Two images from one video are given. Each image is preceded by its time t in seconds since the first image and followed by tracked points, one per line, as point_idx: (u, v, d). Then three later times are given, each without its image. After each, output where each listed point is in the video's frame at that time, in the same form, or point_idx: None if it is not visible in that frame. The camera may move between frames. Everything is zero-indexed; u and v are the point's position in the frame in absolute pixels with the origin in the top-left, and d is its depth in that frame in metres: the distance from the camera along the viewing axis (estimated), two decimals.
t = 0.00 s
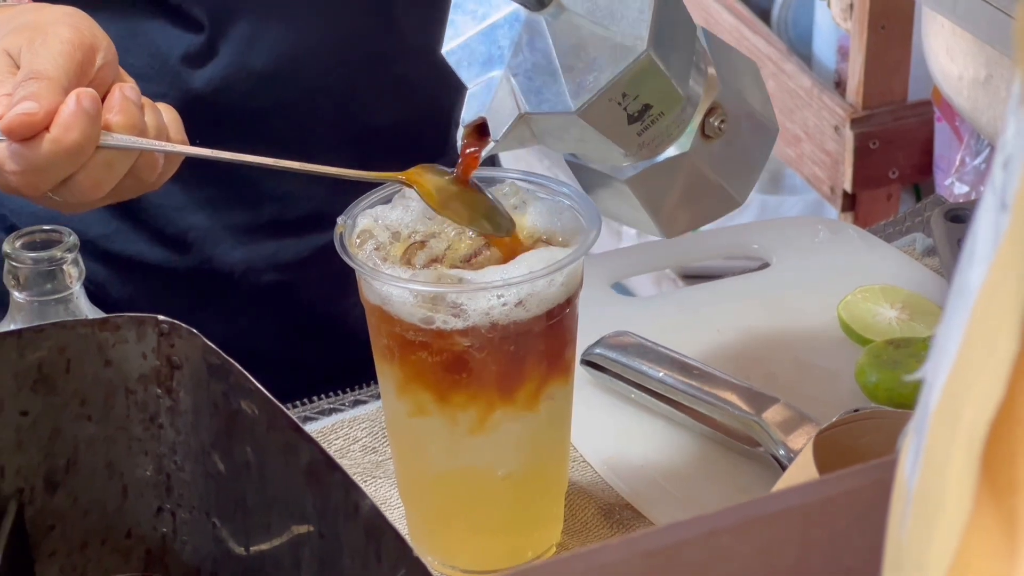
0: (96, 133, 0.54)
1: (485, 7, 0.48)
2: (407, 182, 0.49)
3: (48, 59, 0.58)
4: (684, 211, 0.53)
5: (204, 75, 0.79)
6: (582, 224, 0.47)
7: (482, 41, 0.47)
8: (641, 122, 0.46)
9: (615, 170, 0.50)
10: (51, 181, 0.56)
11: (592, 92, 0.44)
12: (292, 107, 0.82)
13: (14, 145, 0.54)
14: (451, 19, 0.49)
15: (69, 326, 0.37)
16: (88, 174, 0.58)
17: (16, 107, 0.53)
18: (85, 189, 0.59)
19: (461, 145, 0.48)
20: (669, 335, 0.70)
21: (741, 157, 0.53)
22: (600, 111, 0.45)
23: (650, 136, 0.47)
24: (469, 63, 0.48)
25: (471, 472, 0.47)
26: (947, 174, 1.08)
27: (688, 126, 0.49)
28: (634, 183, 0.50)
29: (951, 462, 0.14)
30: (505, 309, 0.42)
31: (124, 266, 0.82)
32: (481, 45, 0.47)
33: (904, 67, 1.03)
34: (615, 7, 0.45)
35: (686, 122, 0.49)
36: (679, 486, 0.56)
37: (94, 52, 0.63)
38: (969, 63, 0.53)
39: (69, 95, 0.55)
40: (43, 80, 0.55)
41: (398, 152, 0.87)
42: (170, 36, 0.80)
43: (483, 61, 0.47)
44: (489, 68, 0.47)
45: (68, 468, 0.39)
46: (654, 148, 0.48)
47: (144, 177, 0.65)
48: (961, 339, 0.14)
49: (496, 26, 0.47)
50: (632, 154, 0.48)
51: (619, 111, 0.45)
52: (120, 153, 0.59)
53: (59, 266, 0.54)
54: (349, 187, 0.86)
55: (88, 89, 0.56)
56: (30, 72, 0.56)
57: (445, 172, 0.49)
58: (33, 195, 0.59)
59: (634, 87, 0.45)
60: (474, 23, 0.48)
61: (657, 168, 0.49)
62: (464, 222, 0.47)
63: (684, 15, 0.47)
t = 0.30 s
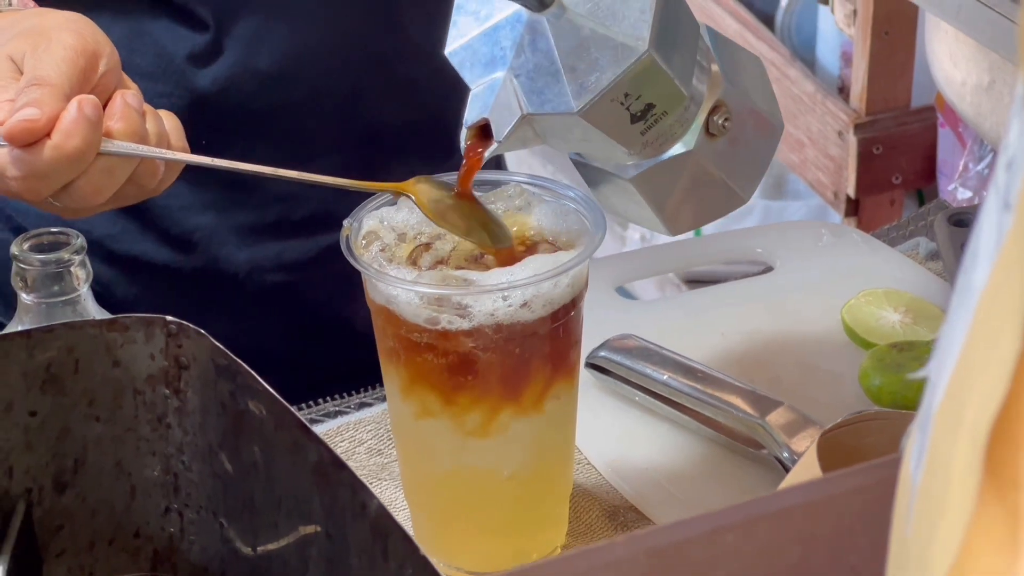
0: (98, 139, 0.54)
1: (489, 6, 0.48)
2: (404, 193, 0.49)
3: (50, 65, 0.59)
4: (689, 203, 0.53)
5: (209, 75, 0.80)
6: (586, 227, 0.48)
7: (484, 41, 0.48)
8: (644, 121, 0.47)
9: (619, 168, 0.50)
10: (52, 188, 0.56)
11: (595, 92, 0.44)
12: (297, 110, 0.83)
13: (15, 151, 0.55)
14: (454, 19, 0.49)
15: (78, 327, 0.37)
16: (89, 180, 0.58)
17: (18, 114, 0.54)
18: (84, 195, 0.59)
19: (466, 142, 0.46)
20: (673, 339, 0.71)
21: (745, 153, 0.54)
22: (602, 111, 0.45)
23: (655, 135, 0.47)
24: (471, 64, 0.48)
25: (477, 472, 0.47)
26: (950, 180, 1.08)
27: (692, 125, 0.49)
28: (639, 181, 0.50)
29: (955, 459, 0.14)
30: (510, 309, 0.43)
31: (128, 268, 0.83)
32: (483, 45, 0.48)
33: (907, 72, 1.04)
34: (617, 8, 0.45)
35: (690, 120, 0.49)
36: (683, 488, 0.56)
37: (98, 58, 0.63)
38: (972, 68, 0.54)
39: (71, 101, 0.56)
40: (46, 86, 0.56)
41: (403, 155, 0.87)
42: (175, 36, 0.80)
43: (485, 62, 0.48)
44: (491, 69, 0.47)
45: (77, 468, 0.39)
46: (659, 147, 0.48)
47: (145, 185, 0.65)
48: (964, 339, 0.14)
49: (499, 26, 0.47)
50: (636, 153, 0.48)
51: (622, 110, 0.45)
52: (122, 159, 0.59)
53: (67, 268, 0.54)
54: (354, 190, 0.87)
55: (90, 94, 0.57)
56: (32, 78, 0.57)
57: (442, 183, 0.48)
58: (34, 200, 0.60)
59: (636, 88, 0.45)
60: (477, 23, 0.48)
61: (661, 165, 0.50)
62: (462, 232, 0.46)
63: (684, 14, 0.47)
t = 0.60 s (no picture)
0: (103, 148, 0.54)
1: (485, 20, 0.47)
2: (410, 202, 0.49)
3: (57, 71, 0.59)
4: (688, 210, 0.53)
5: (212, 82, 0.80)
6: (589, 235, 0.48)
7: (482, 56, 0.47)
8: (643, 135, 0.47)
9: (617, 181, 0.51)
10: (58, 194, 0.57)
11: (594, 108, 0.44)
12: (301, 117, 0.83)
13: (22, 157, 0.55)
14: (454, 34, 0.48)
15: (84, 335, 0.37)
16: (94, 188, 0.59)
17: (24, 121, 0.54)
18: (89, 203, 0.60)
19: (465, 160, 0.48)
20: (676, 347, 0.71)
21: (744, 163, 0.54)
22: (601, 126, 0.45)
23: (653, 148, 0.48)
24: (470, 78, 0.47)
25: (481, 479, 0.47)
26: (952, 188, 1.08)
27: (690, 138, 0.50)
28: (637, 193, 0.50)
29: (958, 463, 0.14)
30: (514, 316, 0.43)
31: (132, 274, 0.83)
32: (482, 60, 0.47)
33: (909, 80, 1.04)
34: (616, 24, 0.45)
35: (688, 134, 0.49)
36: (686, 496, 0.56)
37: (103, 68, 0.64)
38: (974, 77, 0.54)
39: (78, 108, 0.56)
40: (52, 95, 0.56)
41: (406, 162, 0.88)
42: (179, 43, 0.81)
43: (484, 77, 0.47)
44: (489, 85, 0.46)
45: (81, 475, 0.39)
46: (657, 160, 0.49)
47: (149, 193, 0.66)
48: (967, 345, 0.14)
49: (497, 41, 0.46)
50: (634, 165, 0.48)
51: (620, 124, 0.46)
52: (127, 167, 0.59)
53: (72, 276, 0.54)
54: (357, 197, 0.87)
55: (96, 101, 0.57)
56: (39, 85, 0.58)
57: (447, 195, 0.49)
58: (40, 207, 0.60)
59: (636, 103, 0.45)
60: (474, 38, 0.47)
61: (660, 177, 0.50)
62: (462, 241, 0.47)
63: (683, 28, 0.48)
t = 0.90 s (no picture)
0: (111, 142, 0.55)
1: (488, 21, 0.48)
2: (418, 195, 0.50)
3: (64, 67, 0.59)
4: (691, 209, 0.53)
5: (213, 90, 0.80)
6: (593, 242, 0.48)
7: (487, 56, 0.47)
8: (647, 134, 0.47)
9: (620, 180, 0.50)
10: (65, 191, 0.57)
11: (598, 107, 0.44)
12: (304, 123, 0.83)
13: (29, 153, 0.55)
14: (458, 37, 0.49)
15: (87, 341, 0.38)
16: (102, 183, 0.59)
17: (32, 116, 0.54)
18: (97, 199, 0.60)
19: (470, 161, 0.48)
20: (679, 353, 0.71)
21: (746, 160, 0.54)
22: (605, 125, 0.45)
23: (656, 146, 0.48)
24: (474, 78, 0.47)
25: (484, 485, 0.47)
26: (955, 194, 1.08)
27: (694, 136, 0.50)
28: (641, 191, 0.50)
29: (960, 467, 0.14)
30: (516, 320, 0.43)
31: (136, 279, 0.83)
32: (486, 60, 0.47)
33: (912, 87, 1.04)
34: (620, 23, 0.45)
35: (690, 131, 0.49)
36: (689, 501, 0.56)
37: (112, 63, 0.64)
38: (977, 83, 0.54)
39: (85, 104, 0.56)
40: (60, 90, 0.57)
41: (409, 169, 0.88)
42: (181, 52, 0.81)
43: (488, 75, 0.47)
44: (494, 84, 0.46)
45: (86, 481, 0.40)
46: (661, 158, 0.49)
47: (157, 189, 0.66)
48: (970, 348, 0.14)
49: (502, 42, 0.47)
50: (637, 164, 0.48)
51: (624, 122, 0.45)
52: (135, 162, 0.60)
53: (75, 282, 0.55)
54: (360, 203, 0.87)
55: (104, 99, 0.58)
56: (47, 81, 0.58)
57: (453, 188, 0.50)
58: (48, 204, 0.60)
59: (639, 101, 0.45)
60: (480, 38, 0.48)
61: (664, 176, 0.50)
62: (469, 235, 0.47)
63: (685, 27, 0.48)
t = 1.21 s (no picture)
0: (114, 145, 0.55)
1: (495, 22, 0.48)
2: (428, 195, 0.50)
3: (67, 71, 0.59)
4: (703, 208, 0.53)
5: (216, 95, 0.80)
6: (596, 246, 0.48)
7: (494, 59, 0.47)
8: (659, 132, 0.47)
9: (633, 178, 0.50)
10: (69, 192, 0.57)
11: (608, 108, 0.44)
12: (307, 127, 0.83)
13: (32, 156, 0.55)
14: (466, 39, 0.49)
15: (89, 344, 0.38)
16: (105, 186, 0.59)
17: (35, 119, 0.54)
18: (102, 200, 0.60)
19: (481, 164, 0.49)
20: (682, 356, 0.71)
21: (761, 155, 0.53)
22: (615, 126, 0.45)
23: (669, 146, 0.48)
24: (483, 81, 0.48)
25: (485, 489, 0.47)
26: (957, 198, 1.08)
27: (706, 134, 0.49)
28: (658, 188, 0.50)
29: (959, 470, 0.14)
30: (518, 323, 0.43)
31: (138, 282, 0.83)
32: (494, 63, 0.47)
33: (914, 91, 1.04)
34: (627, 23, 0.45)
35: (703, 130, 0.49)
36: (691, 505, 0.56)
37: (115, 66, 0.64)
38: (980, 87, 0.54)
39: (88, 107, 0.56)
40: (63, 93, 0.57)
41: (411, 172, 0.88)
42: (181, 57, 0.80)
43: (497, 79, 0.47)
44: (503, 87, 0.47)
45: (87, 483, 0.40)
46: (674, 156, 0.49)
47: (161, 190, 0.66)
48: (972, 350, 0.14)
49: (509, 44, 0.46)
50: (650, 163, 0.48)
51: (634, 122, 0.45)
52: (138, 164, 0.60)
53: (78, 285, 0.55)
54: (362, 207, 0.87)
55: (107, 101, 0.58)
56: (50, 84, 0.58)
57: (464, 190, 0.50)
58: (51, 206, 0.60)
59: (648, 100, 0.45)
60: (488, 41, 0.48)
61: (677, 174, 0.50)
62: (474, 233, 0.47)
63: (694, 26, 0.47)
